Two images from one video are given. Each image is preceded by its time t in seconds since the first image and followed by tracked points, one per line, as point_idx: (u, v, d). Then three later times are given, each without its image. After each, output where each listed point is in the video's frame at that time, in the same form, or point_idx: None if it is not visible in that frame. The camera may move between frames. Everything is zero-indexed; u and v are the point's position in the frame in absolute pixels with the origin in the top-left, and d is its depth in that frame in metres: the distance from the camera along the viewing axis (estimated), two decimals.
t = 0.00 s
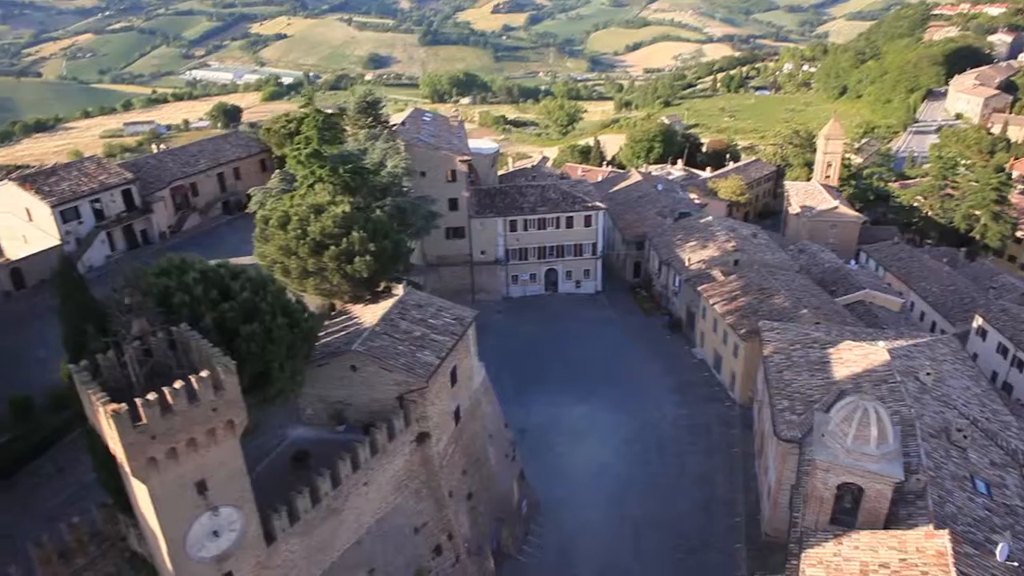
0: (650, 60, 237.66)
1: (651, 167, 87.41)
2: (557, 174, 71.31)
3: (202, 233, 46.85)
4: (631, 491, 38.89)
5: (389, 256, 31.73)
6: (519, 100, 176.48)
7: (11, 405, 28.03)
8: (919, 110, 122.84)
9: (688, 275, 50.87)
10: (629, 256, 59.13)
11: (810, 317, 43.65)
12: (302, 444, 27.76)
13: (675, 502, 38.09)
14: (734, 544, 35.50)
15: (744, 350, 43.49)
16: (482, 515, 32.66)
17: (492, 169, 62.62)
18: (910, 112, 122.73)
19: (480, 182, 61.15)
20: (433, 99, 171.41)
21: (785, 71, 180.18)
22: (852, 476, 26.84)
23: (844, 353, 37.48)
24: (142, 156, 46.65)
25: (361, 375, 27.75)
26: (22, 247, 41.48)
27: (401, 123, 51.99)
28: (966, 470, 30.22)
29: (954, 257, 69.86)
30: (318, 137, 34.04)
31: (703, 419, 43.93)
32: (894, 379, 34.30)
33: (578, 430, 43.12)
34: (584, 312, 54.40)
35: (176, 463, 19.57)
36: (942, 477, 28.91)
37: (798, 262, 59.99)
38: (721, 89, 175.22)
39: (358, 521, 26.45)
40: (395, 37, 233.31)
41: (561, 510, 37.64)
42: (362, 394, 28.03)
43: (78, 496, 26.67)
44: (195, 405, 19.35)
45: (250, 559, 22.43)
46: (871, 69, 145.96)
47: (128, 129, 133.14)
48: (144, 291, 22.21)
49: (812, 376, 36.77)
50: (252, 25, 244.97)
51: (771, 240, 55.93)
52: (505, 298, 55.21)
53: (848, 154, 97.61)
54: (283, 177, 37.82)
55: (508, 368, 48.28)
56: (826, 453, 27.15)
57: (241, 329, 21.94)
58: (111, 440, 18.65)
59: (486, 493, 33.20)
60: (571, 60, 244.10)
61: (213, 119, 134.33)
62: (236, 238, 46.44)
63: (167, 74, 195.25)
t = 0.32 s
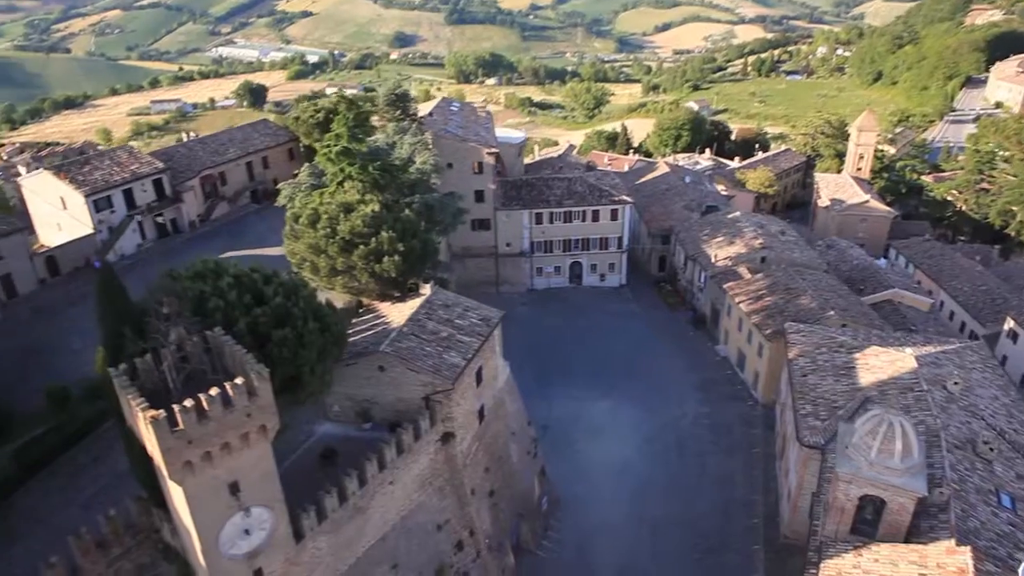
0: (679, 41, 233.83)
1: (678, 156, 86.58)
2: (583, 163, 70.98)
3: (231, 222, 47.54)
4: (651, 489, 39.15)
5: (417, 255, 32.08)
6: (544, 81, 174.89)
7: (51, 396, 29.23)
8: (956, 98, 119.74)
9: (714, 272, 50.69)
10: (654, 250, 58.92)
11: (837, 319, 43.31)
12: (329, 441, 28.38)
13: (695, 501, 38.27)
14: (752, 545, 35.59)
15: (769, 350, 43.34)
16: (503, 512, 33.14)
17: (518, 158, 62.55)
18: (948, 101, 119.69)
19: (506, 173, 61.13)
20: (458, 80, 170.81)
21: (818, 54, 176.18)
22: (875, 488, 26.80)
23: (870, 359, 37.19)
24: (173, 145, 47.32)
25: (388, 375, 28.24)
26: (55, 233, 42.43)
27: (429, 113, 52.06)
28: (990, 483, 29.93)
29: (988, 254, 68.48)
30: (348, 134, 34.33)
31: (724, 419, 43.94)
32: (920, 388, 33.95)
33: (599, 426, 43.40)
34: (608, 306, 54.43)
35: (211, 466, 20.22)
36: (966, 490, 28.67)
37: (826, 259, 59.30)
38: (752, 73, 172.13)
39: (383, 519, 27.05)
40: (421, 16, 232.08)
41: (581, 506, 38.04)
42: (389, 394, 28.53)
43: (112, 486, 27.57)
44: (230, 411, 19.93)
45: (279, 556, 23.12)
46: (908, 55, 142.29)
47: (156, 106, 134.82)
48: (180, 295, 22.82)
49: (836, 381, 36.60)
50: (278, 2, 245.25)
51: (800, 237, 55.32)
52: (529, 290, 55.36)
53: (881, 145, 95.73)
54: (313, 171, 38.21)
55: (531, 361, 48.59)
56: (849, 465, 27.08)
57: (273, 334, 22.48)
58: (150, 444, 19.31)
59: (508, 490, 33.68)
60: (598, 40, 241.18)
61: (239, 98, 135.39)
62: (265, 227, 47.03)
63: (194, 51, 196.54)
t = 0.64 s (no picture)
0: (708, 21, 229.98)
1: (705, 145, 85.66)
2: (610, 153, 70.55)
3: (259, 211, 48.12)
4: (672, 487, 39.32)
5: (445, 255, 32.35)
6: (570, 62, 173.26)
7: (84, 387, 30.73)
8: (994, 87, 116.77)
9: (739, 269, 50.48)
10: (680, 244, 58.67)
11: (864, 322, 42.92)
12: (356, 438, 28.92)
13: (716, 500, 38.39)
14: (771, 547, 35.67)
15: (793, 351, 43.16)
16: (526, 508, 33.54)
17: (544, 148, 62.32)
18: (986, 89, 116.75)
19: (532, 163, 61.02)
20: (484, 60, 169.99)
21: (852, 38, 172.36)
22: (897, 501, 26.76)
23: (896, 365, 36.78)
24: (203, 134, 47.84)
25: (415, 375, 28.66)
26: (90, 222, 43.20)
27: (457, 104, 52.08)
28: (1015, 497, 29.68)
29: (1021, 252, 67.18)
30: (378, 132, 34.56)
31: (746, 418, 43.92)
32: (946, 397, 33.50)
33: (621, 422, 43.60)
34: (631, 300, 54.41)
35: (245, 469, 20.78)
36: (990, 504, 28.45)
37: (854, 255, 58.65)
38: (782, 57, 169.01)
39: (409, 516, 27.54)
40: None
41: (601, 503, 38.33)
42: (416, 393, 28.99)
43: (146, 478, 28.46)
44: (264, 417, 20.46)
45: (309, 553, 23.70)
46: (945, 40, 138.81)
47: (183, 85, 136.16)
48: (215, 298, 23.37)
49: (861, 387, 36.38)
50: None
51: (828, 235, 54.75)
52: (553, 282, 55.49)
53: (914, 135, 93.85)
54: (342, 166, 38.53)
55: (554, 354, 48.86)
56: (872, 477, 27.12)
57: (306, 339, 22.99)
58: (187, 447, 19.89)
59: (531, 487, 34.07)
60: (625, 20, 237.88)
61: (264, 77, 136.11)
62: (293, 217, 47.50)
63: (220, 28, 197.21)
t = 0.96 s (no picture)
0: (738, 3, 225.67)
1: (733, 135, 84.66)
2: (636, 143, 70.03)
3: (288, 200, 48.60)
4: (692, 486, 39.56)
5: (473, 256, 32.53)
6: (597, 43, 171.27)
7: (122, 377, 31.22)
8: None
9: (765, 267, 50.21)
10: (705, 239, 58.37)
11: (890, 325, 42.60)
12: (383, 435, 29.47)
13: (736, 500, 38.56)
14: (790, 549, 35.80)
15: (818, 352, 43.01)
16: (547, 506, 33.98)
17: (571, 138, 62.10)
18: None
19: (558, 154, 60.84)
20: (509, 41, 168.87)
21: (887, 22, 168.37)
22: (919, 515, 26.88)
23: (922, 371, 36.56)
24: (234, 123, 48.25)
25: (442, 376, 29.07)
26: (123, 210, 43.81)
27: (484, 95, 52.04)
28: None
29: None
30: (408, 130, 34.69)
31: (769, 417, 43.88)
32: (972, 407, 33.23)
33: (643, 419, 43.86)
34: (655, 294, 54.36)
35: (278, 471, 21.37)
36: (1014, 518, 28.23)
37: (882, 253, 57.96)
38: (814, 41, 165.73)
39: (434, 514, 28.08)
40: None
41: (621, 499, 38.72)
42: (442, 393, 29.42)
43: (180, 469, 29.24)
44: (297, 422, 21.00)
45: (338, 550, 24.34)
46: (984, 25, 135.13)
47: (210, 64, 137.19)
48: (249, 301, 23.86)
49: (886, 393, 36.15)
50: None
51: (856, 233, 54.15)
52: (577, 275, 55.55)
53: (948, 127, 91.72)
54: (371, 161, 38.83)
55: (577, 349, 49.08)
56: (894, 490, 27.17)
57: (338, 344, 23.44)
58: (224, 451, 20.51)
59: (553, 484, 34.49)
60: (653, 0, 234.38)
61: (291, 57, 136.43)
62: (321, 207, 47.88)
63: (246, 5, 197.63)
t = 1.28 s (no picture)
0: None
1: (761, 124, 83.58)
2: (664, 134, 69.47)
3: (316, 191, 49.10)
4: (712, 485, 39.80)
5: (501, 258, 32.78)
6: (624, 24, 169.14)
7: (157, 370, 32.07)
8: None
9: (791, 265, 49.93)
10: (731, 234, 58.07)
11: (917, 329, 42.24)
12: (410, 433, 30.05)
13: (756, 500, 38.77)
14: (808, 551, 36.02)
15: (843, 354, 42.80)
16: (569, 503, 34.48)
17: (597, 129, 61.83)
18: None
19: (585, 145, 60.62)
20: (536, 22, 167.46)
21: (923, 6, 164.23)
22: (941, 529, 26.97)
23: (948, 379, 36.14)
24: (263, 113, 48.66)
25: (468, 377, 29.50)
26: (155, 199, 44.57)
27: (512, 88, 51.92)
28: None
29: None
30: (438, 130, 34.89)
31: (791, 417, 43.88)
32: (999, 418, 32.93)
33: (664, 416, 44.11)
34: (679, 290, 54.26)
35: (311, 474, 22.00)
36: None
37: (911, 251, 57.24)
38: (847, 25, 162.18)
39: (459, 512, 28.66)
40: None
41: (642, 497, 39.09)
42: (468, 393, 29.89)
43: (212, 461, 30.07)
44: (330, 428, 21.55)
45: (366, 548, 25.01)
46: None
47: (237, 42, 138.00)
48: (283, 306, 24.39)
49: (910, 400, 35.96)
50: None
51: (885, 232, 53.52)
52: (602, 268, 55.59)
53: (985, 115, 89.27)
54: (400, 157, 39.13)
55: (600, 344, 49.27)
56: (917, 503, 27.20)
57: (368, 350, 23.92)
58: (259, 454, 21.15)
59: (575, 482, 34.96)
60: None
61: (317, 37, 136.52)
62: (348, 198, 48.28)
63: None
